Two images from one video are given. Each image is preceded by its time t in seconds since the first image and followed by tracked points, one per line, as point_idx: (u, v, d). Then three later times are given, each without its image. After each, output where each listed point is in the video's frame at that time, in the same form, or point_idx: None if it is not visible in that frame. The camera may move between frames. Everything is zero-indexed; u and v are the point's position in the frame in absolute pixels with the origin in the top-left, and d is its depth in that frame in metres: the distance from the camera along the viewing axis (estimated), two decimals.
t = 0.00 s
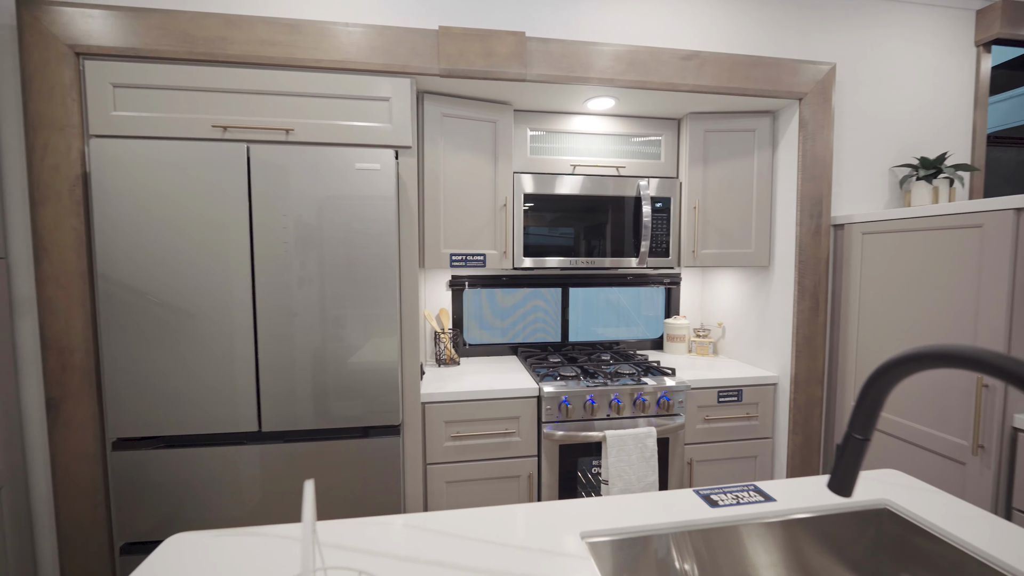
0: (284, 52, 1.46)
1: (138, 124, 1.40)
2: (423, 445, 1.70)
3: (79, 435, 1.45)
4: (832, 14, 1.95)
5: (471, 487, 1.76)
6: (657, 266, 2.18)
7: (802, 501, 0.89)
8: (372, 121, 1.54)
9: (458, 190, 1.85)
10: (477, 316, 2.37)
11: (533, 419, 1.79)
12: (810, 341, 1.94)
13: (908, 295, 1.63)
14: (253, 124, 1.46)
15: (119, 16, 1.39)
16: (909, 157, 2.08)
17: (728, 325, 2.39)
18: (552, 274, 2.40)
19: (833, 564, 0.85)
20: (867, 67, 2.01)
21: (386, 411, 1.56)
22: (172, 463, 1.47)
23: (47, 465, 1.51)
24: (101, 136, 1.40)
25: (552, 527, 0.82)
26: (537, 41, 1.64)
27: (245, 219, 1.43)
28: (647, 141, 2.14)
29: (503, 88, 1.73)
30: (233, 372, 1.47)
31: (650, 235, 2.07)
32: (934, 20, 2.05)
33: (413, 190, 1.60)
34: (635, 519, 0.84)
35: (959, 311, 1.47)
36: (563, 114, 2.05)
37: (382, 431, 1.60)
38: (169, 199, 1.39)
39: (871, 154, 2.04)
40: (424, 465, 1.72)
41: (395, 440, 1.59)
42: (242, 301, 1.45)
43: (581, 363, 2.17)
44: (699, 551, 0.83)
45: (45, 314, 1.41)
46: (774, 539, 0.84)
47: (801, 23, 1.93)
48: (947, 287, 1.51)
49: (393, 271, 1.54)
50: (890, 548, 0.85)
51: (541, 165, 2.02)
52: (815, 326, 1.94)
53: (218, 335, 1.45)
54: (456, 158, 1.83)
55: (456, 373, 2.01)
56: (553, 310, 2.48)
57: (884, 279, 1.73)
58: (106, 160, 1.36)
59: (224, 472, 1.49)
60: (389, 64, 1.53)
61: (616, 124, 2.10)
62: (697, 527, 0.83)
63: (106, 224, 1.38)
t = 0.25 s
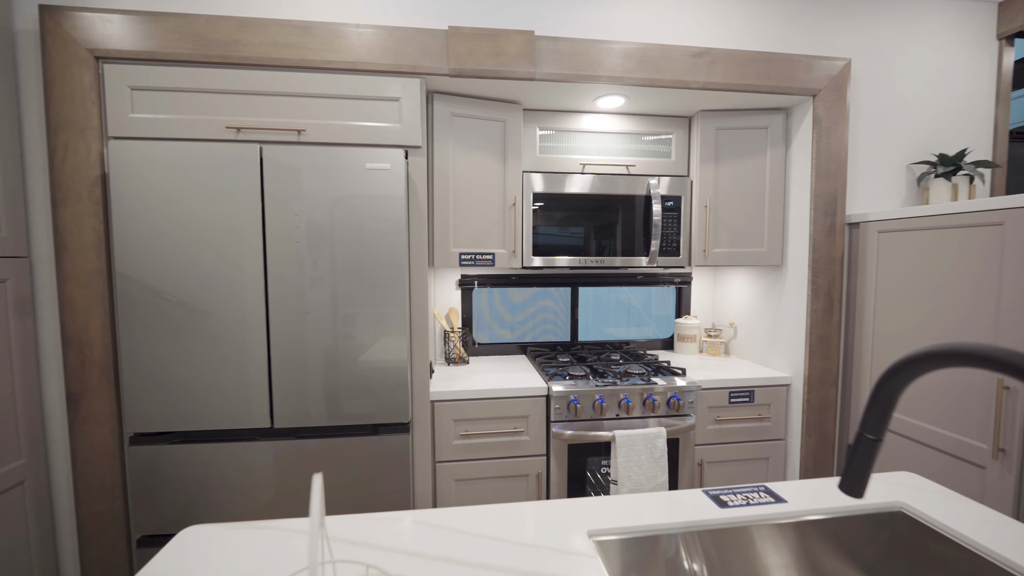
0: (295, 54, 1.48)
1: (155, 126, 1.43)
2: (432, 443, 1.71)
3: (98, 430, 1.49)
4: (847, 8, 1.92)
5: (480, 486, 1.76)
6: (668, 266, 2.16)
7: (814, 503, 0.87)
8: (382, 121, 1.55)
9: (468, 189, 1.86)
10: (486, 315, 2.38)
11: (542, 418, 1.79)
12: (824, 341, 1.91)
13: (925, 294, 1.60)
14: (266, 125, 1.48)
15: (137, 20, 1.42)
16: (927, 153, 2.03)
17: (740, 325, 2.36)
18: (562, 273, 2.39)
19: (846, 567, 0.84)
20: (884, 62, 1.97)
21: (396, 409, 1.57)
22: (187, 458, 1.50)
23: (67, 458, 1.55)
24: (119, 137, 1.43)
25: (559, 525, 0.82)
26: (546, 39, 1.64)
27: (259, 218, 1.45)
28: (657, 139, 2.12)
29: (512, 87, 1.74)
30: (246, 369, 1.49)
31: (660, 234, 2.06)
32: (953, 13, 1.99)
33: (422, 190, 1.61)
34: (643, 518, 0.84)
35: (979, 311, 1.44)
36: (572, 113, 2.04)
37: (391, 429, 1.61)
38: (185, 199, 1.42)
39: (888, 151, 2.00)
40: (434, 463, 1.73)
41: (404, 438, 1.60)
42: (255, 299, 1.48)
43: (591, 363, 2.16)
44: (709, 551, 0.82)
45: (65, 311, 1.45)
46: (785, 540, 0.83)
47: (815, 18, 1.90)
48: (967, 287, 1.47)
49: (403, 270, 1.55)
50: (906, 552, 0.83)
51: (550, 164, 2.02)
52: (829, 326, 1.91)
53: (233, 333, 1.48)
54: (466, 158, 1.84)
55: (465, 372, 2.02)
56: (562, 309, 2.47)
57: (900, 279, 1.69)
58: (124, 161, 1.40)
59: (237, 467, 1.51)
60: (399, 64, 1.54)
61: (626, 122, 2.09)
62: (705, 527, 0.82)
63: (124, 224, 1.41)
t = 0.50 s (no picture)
0: (307, 56, 1.50)
1: (171, 127, 1.46)
2: (442, 441, 1.72)
3: (117, 424, 1.52)
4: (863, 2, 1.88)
5: (489, 484, 1.77)
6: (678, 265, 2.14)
7: (827, 505, 0.86)
8: (392, 121, 1.56)
9: (477, 188, 1.87)
10: (495, 314, 2.39)
11: (551, 417, 1.79)
12: (839, 342, 1.88)
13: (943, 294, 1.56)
14: (279, 126, 1.50)
15: (154, 24, 1.45)
16: (947, 150, 1.99)
17: (752, 325, 2.33)
18: (571, 273, 2.39)
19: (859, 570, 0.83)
20: (901, 57, 1.92)
21: (405, 407, 1.59)
22: (202, 452, 1.53)
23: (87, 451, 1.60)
24: (138, 139, 1.47)
25: (566, 523, 0.82)
26: (556, 38, 1.64)
27: (271, 218, 1.48)
28: (668, 138, 2.11)
29: (522, 86, 1.74)
30: (260, 365, 1.52)
31: (671, 233, 2.04)
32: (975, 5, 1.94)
33: (432, 189, 1.62)
34: (651, 518, 0.83)
35: (999, 311, 1.40)
36: (582, 112, 2.04)
37: (401, 426, 1.62)
38: (200, 198, 1.45)
39: (905, 148, 1.96)
40: (443, 461, 1.74)
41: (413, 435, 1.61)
42: (268, 297, 1.50)
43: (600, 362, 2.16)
44: (717, 551, 0.81)
45: (85, 308, 1.49)
46: (796, 542, 0.82)
47: (830, 13, 1.86)
48: (987, 286, 1.43)
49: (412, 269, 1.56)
50: (921, 556, 0.81)
51: (560, 163, 2.02)
52: (844, 326, 1.87)
53: (246, 331, 1.50)
54: (475, 157, 1.84)
55: (474, 371, 2.03)
56: (571, 308, 2.47)
57: (917, 278, 1.66)
58: (141, 162, 1.43)
59: (250, 462, 1.54)
60: (409, 65, 1.56)
61: (636, 120, 2.08)
62: (714, 528, 0.81)
63: (142, 223, 1.45)
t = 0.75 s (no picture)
0: (320, 58, 1.52)
1: (189, 129, 1.50)
2: (452, 439, 1.73)
3: (136, 419, 1.56)
4: None
5: (498, 482, 1.77)
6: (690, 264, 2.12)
7: (841, 507, 0.84)
8: (404, 122, 1.58)
9: (487, 188, 1.87)
10: (505, 314, 2.39)
11: (561, 417, 1.79)
12: (855, 343, 1.84)
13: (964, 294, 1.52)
14: (293, 128, 1.52)
15: (172, 29, 1.49)
16: (969, 146, 1.93)
17: (766, 326, 2.29)
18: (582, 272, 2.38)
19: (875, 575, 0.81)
20: (921, 51, 1.88)
21: (416, 405, 1.60)
22: (219, 448, 1.56)
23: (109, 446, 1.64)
24: (157, 141, 1.50)
25: (575, 522, 0.82)
26: (566, 37, 1.64)
27: (285, 218, 1.50)
28: (680, 136, 2.09)
29: (532, 85, 1.74)
30: (274, 363, 1.54)
31: (682, 233, 2.02)
32: None
33: (443, 189, 1.63)
34: (661, 517, 0.83)
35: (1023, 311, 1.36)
36: (593, 110, 2.03)
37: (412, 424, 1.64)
38: (216, 199, 1.48)
39: (925, 144, 1.91)
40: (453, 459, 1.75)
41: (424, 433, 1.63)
42: (282, 296, 1.53)
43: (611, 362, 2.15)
44: (729, 553, 0.80)
45: (107, 306, 1.53)
46: (809, 544, 0.81)
47: (846, 8, 1.83)
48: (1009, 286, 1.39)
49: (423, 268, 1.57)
50: (939, 562, 0.80)
51: (570, 162, 2.01)
52: (861, 327, 1.84)
53: (261, 329, 1.53)
54: (486, 157, 1.85)
55: (484, 370, 2.03)
56: (582, 308, 2.46)
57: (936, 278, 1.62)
58: (160, 164, 1.46)
59: (265, 458, 1.57)
60: (420, 66, 1.57)
61: (648, 118, 2.06)
62: (725, 528, 0.80)
63: (160, 224, 1.48)
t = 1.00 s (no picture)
0: (333, 60, 1.54)
1: (206, 132, 1.53)
2: (462, 437, 1.74)
3: (155, 414, 1.60)
4: None
5: (508, 481, 1.78)
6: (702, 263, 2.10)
7: (855, 510, 0.83)
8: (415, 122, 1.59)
9: (498, 188, 1.88)
10: (515, 313, 2.40)
11: (570, 416, 1.79)
12: (871, 343, 1.81)
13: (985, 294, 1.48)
14: (306, 129, 1.55)
15: (190, 33, 1.52)
16: (991, 142, 1.88)
17: (779, 326, 2.26)
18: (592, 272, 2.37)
19: None
20: (941, 45, 1.83)
21: (427, 403, 1.61)
22: (234, 443, 1.59)
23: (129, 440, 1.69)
24: (176, 143, 1.54)
25: (583, 520, 0.82)
26: (576, 36, 1.63)
27: (299, 217, 1.53)
28: (692, 134, 2.07)
29: (542, 85, 1.74)
30: (287, 360, 1.57)
31: (694, 232, 2.01)
32: None
33: (453, 188, 1.64)
34: (670, 517, 0.83)
35: None
36: (603, 109, 2.02)
37: (422, 422, 1.65)
38: (232, 199, 1.51)
39: (945, 141, 1.87)
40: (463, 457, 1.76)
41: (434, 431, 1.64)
42: (296, 295, 1.55)
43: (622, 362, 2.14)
44: (739, 554, 0.80)
45: (127, 304, 1.57)
46: (821, 547, 0.80)
47: (864, 2, 1.79)
48: None
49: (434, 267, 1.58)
50: (958, 568, 0.78)
51: (581, 162, 2.01)
52: (877, 327, 1.81)
53: (274, 328, 1.56)
54: (496, 157, 1.86)
55: (494, 369, 2.04)
56: (592, 308, 2.45)
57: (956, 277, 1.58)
58: (178, 165, 1.50)
59: (278, 454, 1.59)
60: (431, 66, 1.58)
61: (659, 117, 2.05)
62: (735, 529, 0.80)
63: (178, 224, 1.52)
